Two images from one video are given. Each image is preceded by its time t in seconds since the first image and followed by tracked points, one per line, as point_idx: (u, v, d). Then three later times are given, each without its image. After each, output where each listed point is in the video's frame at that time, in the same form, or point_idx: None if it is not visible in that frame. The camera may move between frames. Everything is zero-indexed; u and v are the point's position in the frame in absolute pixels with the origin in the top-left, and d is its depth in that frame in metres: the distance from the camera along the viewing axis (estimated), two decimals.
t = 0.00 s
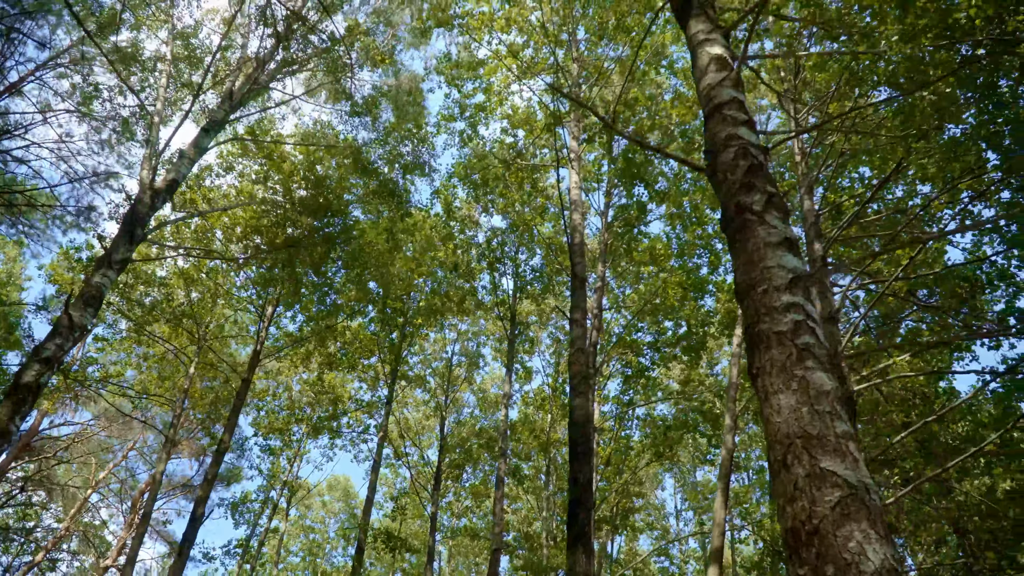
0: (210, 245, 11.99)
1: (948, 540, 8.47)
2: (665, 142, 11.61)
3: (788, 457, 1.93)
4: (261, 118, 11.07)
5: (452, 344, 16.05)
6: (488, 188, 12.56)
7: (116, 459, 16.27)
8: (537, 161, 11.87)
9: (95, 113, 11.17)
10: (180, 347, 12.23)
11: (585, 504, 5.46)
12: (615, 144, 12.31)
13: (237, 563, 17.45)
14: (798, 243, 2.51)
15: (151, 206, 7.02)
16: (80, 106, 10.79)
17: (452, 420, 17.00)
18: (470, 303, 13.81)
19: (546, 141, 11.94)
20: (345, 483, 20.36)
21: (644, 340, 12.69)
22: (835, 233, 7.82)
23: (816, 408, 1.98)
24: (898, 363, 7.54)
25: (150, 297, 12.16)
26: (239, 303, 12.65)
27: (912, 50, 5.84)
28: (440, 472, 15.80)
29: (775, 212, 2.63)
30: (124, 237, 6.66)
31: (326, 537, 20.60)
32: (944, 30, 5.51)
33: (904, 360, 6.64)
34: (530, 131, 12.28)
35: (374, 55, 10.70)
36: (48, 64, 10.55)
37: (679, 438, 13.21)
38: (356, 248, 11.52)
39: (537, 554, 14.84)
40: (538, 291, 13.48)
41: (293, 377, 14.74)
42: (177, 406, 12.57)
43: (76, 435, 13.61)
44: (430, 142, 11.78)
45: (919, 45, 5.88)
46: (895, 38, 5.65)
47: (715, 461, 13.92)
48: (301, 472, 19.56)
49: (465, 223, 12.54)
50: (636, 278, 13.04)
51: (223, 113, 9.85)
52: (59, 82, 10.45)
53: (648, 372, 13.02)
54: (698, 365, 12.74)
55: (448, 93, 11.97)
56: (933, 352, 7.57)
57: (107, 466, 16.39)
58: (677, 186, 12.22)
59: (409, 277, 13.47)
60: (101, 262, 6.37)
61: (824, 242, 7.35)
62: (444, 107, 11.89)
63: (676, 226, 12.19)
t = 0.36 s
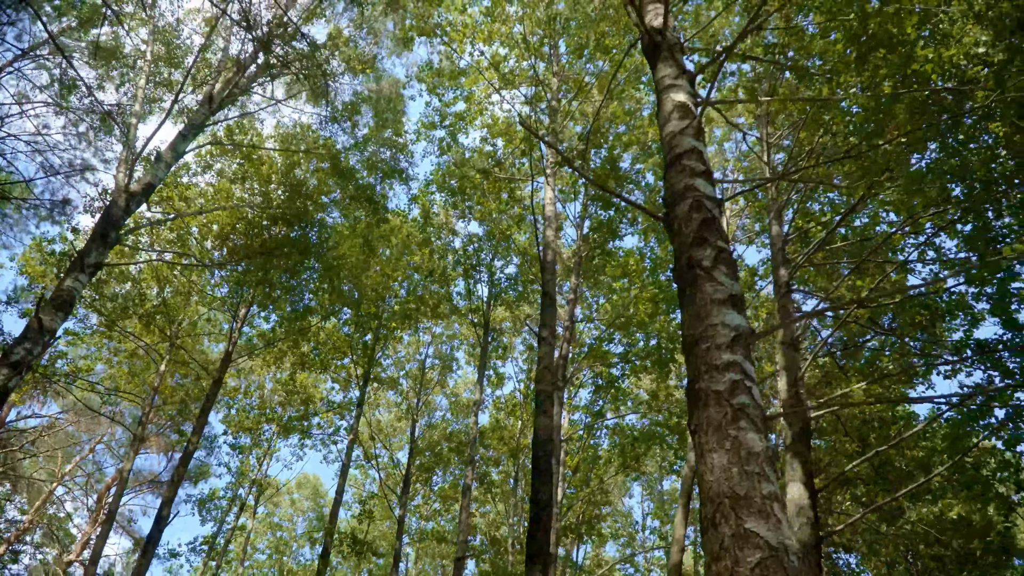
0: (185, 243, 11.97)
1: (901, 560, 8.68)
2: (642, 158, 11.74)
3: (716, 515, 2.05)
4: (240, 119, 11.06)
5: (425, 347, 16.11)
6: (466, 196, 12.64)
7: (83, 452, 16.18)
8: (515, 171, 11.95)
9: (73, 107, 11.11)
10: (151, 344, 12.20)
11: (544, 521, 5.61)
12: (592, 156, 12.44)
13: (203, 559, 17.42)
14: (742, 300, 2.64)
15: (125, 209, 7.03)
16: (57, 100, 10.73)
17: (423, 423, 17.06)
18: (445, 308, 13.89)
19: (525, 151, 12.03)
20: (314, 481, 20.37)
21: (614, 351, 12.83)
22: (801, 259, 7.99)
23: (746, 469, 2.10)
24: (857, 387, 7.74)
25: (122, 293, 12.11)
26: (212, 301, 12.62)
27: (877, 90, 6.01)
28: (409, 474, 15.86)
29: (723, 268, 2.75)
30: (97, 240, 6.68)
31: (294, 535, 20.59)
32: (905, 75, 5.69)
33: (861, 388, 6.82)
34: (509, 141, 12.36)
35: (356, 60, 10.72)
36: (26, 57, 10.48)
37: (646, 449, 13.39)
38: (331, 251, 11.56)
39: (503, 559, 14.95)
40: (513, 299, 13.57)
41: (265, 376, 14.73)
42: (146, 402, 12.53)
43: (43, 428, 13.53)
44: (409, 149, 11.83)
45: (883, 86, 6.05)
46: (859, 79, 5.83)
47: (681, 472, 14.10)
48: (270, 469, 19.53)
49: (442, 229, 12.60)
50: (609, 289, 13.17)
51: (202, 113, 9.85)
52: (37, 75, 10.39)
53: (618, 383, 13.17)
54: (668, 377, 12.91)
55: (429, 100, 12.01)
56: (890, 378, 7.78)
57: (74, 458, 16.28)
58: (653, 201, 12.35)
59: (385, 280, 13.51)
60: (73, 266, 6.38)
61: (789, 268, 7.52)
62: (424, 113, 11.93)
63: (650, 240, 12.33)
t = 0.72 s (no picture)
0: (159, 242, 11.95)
1: None
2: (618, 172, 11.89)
3: (648, 568, 2.19)
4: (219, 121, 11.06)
5: (398, 350, 16.18)
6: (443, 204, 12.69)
7: (49, 446, 16.08)
8: (492, 181, 12.05)
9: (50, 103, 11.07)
10: (122, 341, 12.19)
11: (504, 539, 5.79)
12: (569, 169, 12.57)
13: (168, 556, 17.38)
14: (687, 353, 2.78)
15: (100, 216, 7.08)
16: (35, 96, 10.70)
17: (394, 425, 17.14)
18: (419, 314, 13.97)
19: (502, 163, 12.14)
20: (284, 480, 20.36)
21: (585, 361, 12.99)
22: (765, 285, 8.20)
23: (678, 524, 2.24)
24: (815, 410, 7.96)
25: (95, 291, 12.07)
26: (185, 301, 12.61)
27: (839, 130, 6.22)
28: (379, 477, 15.92)
29: (671, 321, 2.90)
30: (71, 246, 6.73)
31: (261, 533, 20.58)
32: (864, 118, 5.90)
33: (817, 415, 7.04)
34: (487, 151, 12.45)
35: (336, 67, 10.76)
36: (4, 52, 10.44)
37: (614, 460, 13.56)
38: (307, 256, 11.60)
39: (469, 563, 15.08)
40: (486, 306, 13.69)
41: (236, 375, 14.71)
42: (115, 400, 12.51)
43: (9, 423, 13.45)
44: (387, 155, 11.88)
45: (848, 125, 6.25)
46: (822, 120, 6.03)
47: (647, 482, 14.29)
48: (239, 467, 19.50)
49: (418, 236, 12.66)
50: (583, 300, 13.33)
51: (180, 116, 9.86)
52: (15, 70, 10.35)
53: (588, 392, 13.33)
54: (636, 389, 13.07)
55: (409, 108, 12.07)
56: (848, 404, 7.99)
57: (40, 452, 16.18)
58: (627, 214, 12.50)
59: (360, 284, 13.54)
60: (45, 273, 6.44)
61: (753, 295, 7.72)
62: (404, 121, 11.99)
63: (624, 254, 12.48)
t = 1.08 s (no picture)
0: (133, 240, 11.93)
1: None
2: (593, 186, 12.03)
3: None
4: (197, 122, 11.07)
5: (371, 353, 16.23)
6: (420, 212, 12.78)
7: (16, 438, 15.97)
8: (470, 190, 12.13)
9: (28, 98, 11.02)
10: (93, 339, 12.16)
11: (464, 555, 5.97)
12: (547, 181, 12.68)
13: (133, 551, 17.33)
14: (634, 401, 2.93)
15: (74, 220, 7.12)
16: (13, 90, 10.65)
17: (365, 427, 17.19)
18: (393, 318, 14.04)
19: (479, 174, 12.24)
20: (252, 477, 20.35)
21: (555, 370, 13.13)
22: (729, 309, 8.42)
23: (613, 572, 2.39)
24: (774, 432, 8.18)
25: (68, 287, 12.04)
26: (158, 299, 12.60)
27: (804, 166, 6.40)
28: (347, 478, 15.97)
29: (621, 368, 3.05)
30: (44, 251, 6.77)
31: (228, 530, 20.55)
32: (827, 156, 6.09)
33: (773, 440, 7.26)
34: (466, 160, 12.54)
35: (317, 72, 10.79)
36: None
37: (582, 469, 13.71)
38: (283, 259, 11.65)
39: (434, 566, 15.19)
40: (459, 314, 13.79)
41: (207, 374, 14.69)
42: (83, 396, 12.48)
43: None
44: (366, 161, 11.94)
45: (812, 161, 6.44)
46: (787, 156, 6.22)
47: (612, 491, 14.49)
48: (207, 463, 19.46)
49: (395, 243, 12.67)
50: (555, 310, 13.47)
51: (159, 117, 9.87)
52: None
53: (557, 401, 13.48)
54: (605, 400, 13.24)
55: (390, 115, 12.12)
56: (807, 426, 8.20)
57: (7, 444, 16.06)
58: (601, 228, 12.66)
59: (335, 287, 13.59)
60: (17, 278, 6.48)
61: (717, 318, 7.91)
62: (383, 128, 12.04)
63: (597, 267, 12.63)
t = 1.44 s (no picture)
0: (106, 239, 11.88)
1: None
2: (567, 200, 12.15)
3: None
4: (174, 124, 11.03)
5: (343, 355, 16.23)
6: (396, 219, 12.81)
7: None
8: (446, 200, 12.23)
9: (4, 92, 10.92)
10: (62, 335, 12.11)
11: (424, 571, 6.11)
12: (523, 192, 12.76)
13: (96, 547, 17.24)
14: (581, 446, 3.08)
15: (45, 225, 7.13)
16: None
17: (334, 429, 17.21)
18: (365, 323, 14.06)
19: (456, 183, 12.31)
20: (220, 475, 20.28)
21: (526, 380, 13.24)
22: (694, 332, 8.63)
23: None
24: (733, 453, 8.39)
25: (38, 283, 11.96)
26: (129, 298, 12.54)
27: (768, 199, 6.59)
28: (314, 480, 16.00)
29: (571, 413, 3.19)
30: (15, 256, 6.79)
31: (194, 527, 20.48)
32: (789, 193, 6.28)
33: (730, 463, 7.47)
34: (443, 168, 12.58)
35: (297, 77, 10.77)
36: None
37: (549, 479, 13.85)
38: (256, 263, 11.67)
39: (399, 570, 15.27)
40: (431, 320, 13.85)
41: (177, 372, 14.64)
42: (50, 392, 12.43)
43: None
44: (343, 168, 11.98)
45: (776, 195, 6.62)
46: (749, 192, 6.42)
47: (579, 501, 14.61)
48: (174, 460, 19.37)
49: (370, 249, 12.74)
50: (528, 320, 13.56)
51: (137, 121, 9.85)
52: None
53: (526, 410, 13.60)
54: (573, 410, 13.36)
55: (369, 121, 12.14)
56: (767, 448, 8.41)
57: None
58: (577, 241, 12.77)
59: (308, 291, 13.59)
60: None
61: (681, 342, 8.09)
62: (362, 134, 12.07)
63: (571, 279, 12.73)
